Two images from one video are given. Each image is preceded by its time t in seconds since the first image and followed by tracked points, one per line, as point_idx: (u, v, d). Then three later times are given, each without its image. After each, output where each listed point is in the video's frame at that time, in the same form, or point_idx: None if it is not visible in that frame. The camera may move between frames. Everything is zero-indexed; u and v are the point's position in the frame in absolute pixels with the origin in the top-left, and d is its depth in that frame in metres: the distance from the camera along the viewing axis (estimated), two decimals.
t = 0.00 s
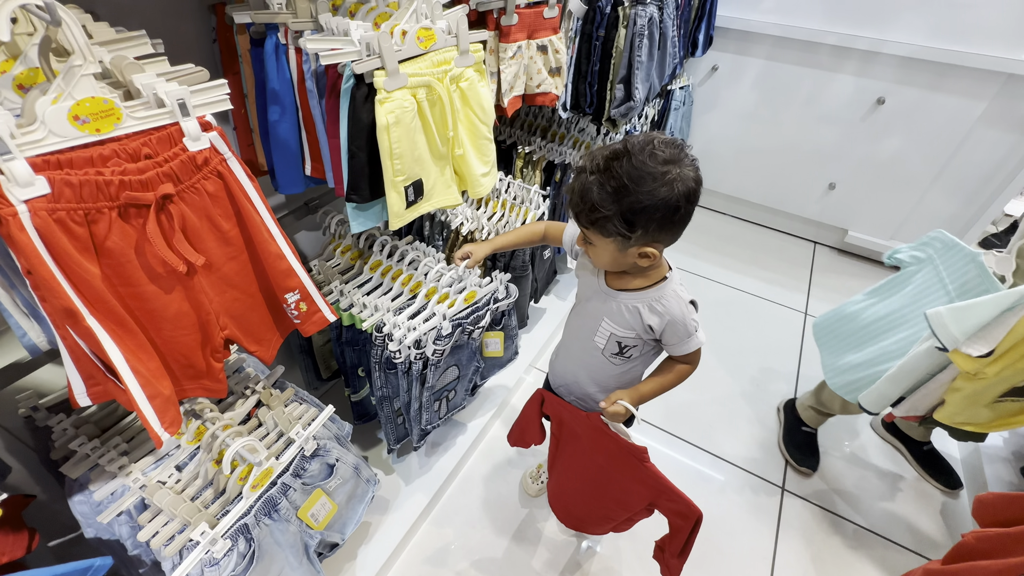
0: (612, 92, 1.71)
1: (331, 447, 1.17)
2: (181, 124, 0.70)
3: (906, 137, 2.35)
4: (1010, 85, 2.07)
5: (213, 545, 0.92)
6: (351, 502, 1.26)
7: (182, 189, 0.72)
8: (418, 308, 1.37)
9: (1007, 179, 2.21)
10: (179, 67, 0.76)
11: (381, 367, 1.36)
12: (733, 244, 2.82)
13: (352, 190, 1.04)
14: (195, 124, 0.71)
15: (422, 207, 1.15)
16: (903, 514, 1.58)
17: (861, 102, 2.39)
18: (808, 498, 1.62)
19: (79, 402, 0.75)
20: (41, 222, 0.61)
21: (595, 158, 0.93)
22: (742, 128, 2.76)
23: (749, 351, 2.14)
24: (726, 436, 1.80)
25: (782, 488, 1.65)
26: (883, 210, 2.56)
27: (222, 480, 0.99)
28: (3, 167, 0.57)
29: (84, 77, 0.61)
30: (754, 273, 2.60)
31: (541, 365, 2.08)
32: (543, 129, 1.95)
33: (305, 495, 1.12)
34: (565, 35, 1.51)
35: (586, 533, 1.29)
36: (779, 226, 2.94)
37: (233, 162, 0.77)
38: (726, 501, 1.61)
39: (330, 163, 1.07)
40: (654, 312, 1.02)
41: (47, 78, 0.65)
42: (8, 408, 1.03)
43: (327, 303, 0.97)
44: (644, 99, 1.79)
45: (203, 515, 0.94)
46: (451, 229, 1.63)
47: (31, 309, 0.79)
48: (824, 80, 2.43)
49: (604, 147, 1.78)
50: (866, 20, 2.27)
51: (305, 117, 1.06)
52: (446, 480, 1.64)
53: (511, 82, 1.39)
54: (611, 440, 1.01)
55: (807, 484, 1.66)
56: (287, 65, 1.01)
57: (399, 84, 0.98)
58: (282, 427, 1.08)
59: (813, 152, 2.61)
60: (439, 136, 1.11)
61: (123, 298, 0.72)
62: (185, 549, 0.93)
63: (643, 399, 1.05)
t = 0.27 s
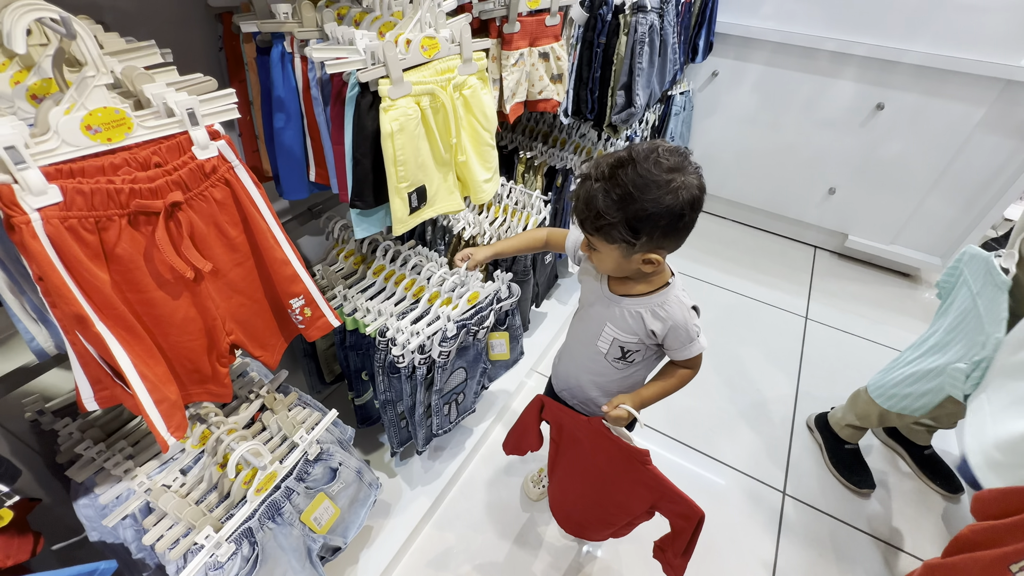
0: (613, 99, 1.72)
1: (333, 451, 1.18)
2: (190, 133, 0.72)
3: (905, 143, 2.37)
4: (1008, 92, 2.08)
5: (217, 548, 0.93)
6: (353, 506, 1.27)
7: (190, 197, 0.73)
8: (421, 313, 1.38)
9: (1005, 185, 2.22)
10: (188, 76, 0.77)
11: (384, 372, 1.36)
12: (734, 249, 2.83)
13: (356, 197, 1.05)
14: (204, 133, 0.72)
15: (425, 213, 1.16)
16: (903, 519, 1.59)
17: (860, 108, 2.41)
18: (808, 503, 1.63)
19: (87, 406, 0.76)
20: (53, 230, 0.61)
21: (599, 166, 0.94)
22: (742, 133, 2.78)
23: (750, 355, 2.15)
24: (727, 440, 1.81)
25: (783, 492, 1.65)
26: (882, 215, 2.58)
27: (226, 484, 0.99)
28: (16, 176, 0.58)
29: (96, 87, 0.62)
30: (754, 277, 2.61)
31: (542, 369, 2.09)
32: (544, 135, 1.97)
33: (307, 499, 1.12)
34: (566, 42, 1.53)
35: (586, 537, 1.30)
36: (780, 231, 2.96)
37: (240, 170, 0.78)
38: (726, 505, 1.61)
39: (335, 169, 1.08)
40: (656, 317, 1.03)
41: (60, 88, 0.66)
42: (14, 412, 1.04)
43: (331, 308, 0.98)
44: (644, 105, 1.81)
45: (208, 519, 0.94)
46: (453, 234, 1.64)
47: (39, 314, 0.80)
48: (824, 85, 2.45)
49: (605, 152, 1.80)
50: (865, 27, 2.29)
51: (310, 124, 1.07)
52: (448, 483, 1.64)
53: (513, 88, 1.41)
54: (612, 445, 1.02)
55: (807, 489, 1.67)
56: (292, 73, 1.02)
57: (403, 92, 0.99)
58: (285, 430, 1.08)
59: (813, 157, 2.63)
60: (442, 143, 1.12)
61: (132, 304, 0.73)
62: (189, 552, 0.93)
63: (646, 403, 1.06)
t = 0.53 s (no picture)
0: (613, 100, 1.73)
1: (333, 453, 1.17)
2: (192, 134, 0.72)
3: (904, 146, 2.37)
4: (1006, 94, 2.09)
5: (217, 550, 0.93)
6: (354, 507, 1.27)
7: (192, 198, 0.73)
8: (421, 314, 1.38)
9: (1003, 187, 2.22)
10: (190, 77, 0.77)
11: (384, 373, 1.36)
12: (733, 250, 2.84)
13: (357, 198, 1.05)
14: (206, 133, 0.72)
15: (426, 214, 1.16)
16: (903, 521, 1.59)
17: (859, 110, 2.41)
18: (808, 504, 1.63)
19: (87, 408, 0.75)
20: (54, 230, 0.61)
21: (602, 168, 0.94)
22: (741, 135, 2.78)
23: (749, 357, 2.15)
24: (726, 441, 1.81)
25: (783, 493, 1.66)
26: (881, 216, 2.58)
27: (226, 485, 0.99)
28: (18, 176, 0.58)
29: (99, 88, 0.62)
30: (754, 279, 2.61)
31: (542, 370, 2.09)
32: (544, 136, 1.98)
33: (308, 501, 1.12)
34: (567, 44, 1.53)
35: (588, 537, 1.30)
36: (779, 232, 2.96)
37: (241, 170, 0.78)
38: (726, 507, 1.61)
39: (336, 170, 1.08)
40: (658, 319, 1.03)
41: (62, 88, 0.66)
42: (13, 413, 1.04)
43: (332, 309, 0.98)
44: (644, 107, 1.81)
45: (208, 521, 0.94)
46: (454, 235, 1.64)
47: (39, 315, 0.80)
48: (822, 87, 2.46)
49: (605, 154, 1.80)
50: (864, 29, 2.29)
51: (311, 124, 1.07)
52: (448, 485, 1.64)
53: (514, 90, 1.41)
54: (615, 446, 1.02)
55: (807, 490, 1.67)
56: (294, 74, 1.03)
57: (404, 93, 0.99)
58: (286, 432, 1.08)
59: (812, 159, 2.63)
60: (443, 144, 1.12)
61: (133, 305, 0.73)
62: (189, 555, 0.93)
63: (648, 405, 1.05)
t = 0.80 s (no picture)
0: (613, 103, 1.73)
1: (335, 454, 1.18)
2: (196, 136, 0.72)
3: (903, 148, 2.38)
4: (1005, 96, 2.10)
5: (219, 551, 0.93)
6: (354, 509, 1.27)
7: (195, 199, 0.73)
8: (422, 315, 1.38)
9: (1003, 189, 2.23)
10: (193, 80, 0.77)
11: (385, 375, 1.36)
12: (733, 252, 2.84)
13: (359, 200, 1.05)
14: (209, 136, 0.72)
15: (427, 216, 1.16)
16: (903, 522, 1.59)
17: (858, 112, 2.42)
18: (809, 505, 1.63)
19: (89, 409, 0.76)
20: (59, 232, 0.62)
21: (601, 172, 0.94)
22: (741, 137, 2.79)
23: (749, 358, 2.15)
24: (727, 443, 1.81)
25: (783, 495, 1.66)
26: (880, 218, 2.59)
27: (227, 487, 0.99)
28: (23, 179, 0.58)
29: (104, 91, 0.62)
30: (754, 281, 2.62)
31: (542, 371, 2.09)
32: (544, 138, 1.99)
33: (309, 502, 1.12)
34: (567, 46, 1.54)
35: (589, 537, 1.30)
36: (778, 234, 2.97)
37: (244, 172, 0.78)
38: (727, 508, 1.61)
39: (337, 172, 1.08)
40: (659, 321, 1.03)
41: (67, 91, 0.67)
42: (14, 414, 1.05)
43: (334, 310, 0.98)
44: (644, 109, 1.82)
45: (209, 523, 0.94)
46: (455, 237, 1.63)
47: (42, 316, 0.80)
48: (822, 90, 2.46)
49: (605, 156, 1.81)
50: (864, 31, 2.30)
51: (313, 127, 1.08)
52: (448, 486, 1.65)
53: (515, 92, 1.41)
54: (616, 448, 1.02)
55: (807, 492, 1.67)
56: (296, 76, 1.03)
57: (406, 95, 1.00)
58: (287, 433, 1.08)
59: (812, 161, 2.64)
60: (444, 147, 1.13)
61: (136, 307, 0.73)
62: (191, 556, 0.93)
63: (648, 408, 1.06)
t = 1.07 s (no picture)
0: (613, 105, 1.74)
1: (336, 455, 1.18)
2: (198, 138, 0.72)
3: (902, 151, 2.39)
4: (1004, 99, 2.10)
5: (220, 552, 0.93)
6: (355, 510, 1.27)
7: (198, 201, 0.73)
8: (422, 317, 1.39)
9: (1002, 191, 2.23)
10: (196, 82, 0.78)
11: (385, 376, 1.37)
12: (733, 254, 2.85)
13: (360, 202, 1.06)
14: (212, 138, 0.73)
15: (428, 217, 1.17)
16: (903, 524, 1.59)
17: (857, 115, 2.43)
18: (808, 507, 1.64)
19: (92, 409, 0.76)
20: (62, 234, 0.62)
21: (600, 180, 0.94)
22: (740, 139, 2.80)
23: (749, 360, 2.16)
24: (726, 445, 1.81)
25: (783, 497, 1.66)
26: (879, 221, 2.59)
27: (228, 488, 0.99)
28: (27, 180, 0.59)
29: (108, 93, 0.63)
30: (753, 283, 2.62)
31: (542, 373, 2.10)
32: (544, 140, 1.99)
33: (310, 503, 1.12)
34: (567, 49, 1.54)
35: (588, 541, 1.30)
36: (778, 236, 2.98)
37: (246, 174, 0.78)
38: (727, 510, 1.62)
39: (338, 174, 1.09)
40: (660, 325, 1.03)
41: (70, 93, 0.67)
42: (14, 416, 1.04)
43: (335, 312, 0.99)
44: (644, 111, 1.83)
45: (211, 523, 0.94)
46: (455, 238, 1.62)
47: (44, 318, 0.80)
48: (821, 92, 2.47)
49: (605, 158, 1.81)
50: (863, 34, 2.31)
51: (314, 129, 1.08)
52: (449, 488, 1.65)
53: (515, 94, 1.42)
54: (615, 451, 1.02)
55: (807, 494, 1.67)
56: (297, 79, 1.03)
57: (408, 98, 1.00)
58: (288, 434, 1.09)
59: (811, 164, 2.65)
60: (445, 148, 1.13)
61: (138, 308, 0.74)
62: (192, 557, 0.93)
63: (648, 412, 1.06)
